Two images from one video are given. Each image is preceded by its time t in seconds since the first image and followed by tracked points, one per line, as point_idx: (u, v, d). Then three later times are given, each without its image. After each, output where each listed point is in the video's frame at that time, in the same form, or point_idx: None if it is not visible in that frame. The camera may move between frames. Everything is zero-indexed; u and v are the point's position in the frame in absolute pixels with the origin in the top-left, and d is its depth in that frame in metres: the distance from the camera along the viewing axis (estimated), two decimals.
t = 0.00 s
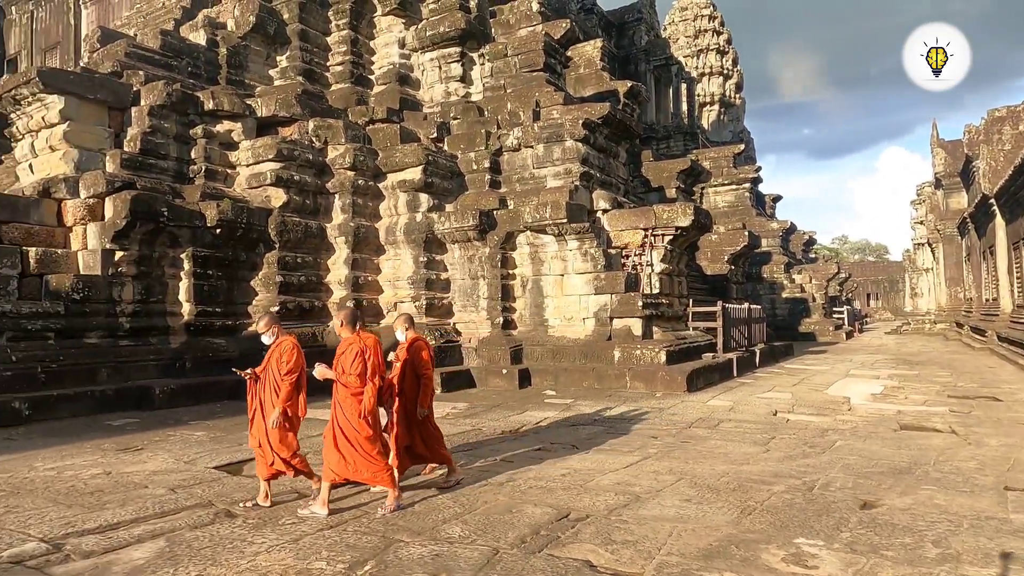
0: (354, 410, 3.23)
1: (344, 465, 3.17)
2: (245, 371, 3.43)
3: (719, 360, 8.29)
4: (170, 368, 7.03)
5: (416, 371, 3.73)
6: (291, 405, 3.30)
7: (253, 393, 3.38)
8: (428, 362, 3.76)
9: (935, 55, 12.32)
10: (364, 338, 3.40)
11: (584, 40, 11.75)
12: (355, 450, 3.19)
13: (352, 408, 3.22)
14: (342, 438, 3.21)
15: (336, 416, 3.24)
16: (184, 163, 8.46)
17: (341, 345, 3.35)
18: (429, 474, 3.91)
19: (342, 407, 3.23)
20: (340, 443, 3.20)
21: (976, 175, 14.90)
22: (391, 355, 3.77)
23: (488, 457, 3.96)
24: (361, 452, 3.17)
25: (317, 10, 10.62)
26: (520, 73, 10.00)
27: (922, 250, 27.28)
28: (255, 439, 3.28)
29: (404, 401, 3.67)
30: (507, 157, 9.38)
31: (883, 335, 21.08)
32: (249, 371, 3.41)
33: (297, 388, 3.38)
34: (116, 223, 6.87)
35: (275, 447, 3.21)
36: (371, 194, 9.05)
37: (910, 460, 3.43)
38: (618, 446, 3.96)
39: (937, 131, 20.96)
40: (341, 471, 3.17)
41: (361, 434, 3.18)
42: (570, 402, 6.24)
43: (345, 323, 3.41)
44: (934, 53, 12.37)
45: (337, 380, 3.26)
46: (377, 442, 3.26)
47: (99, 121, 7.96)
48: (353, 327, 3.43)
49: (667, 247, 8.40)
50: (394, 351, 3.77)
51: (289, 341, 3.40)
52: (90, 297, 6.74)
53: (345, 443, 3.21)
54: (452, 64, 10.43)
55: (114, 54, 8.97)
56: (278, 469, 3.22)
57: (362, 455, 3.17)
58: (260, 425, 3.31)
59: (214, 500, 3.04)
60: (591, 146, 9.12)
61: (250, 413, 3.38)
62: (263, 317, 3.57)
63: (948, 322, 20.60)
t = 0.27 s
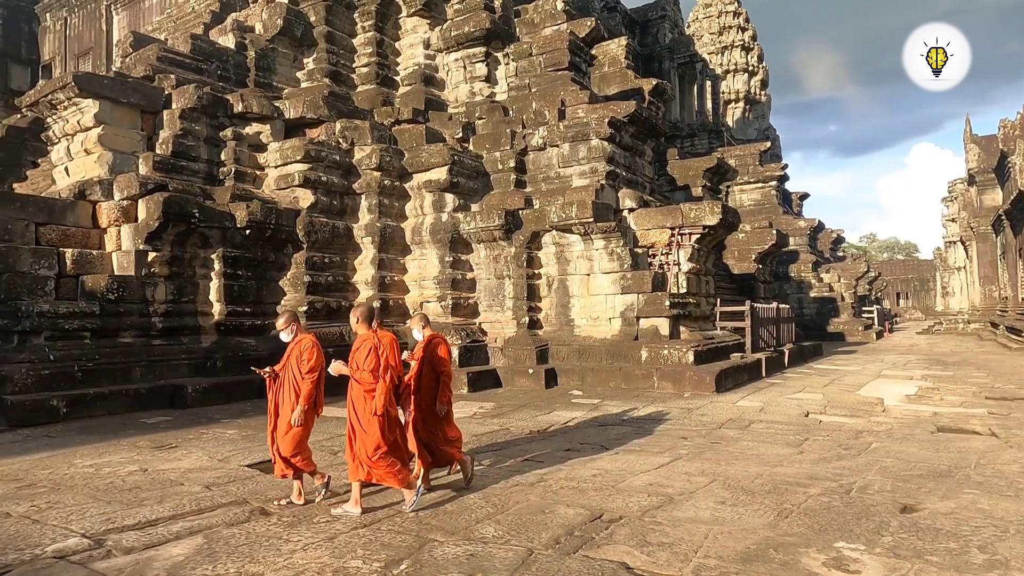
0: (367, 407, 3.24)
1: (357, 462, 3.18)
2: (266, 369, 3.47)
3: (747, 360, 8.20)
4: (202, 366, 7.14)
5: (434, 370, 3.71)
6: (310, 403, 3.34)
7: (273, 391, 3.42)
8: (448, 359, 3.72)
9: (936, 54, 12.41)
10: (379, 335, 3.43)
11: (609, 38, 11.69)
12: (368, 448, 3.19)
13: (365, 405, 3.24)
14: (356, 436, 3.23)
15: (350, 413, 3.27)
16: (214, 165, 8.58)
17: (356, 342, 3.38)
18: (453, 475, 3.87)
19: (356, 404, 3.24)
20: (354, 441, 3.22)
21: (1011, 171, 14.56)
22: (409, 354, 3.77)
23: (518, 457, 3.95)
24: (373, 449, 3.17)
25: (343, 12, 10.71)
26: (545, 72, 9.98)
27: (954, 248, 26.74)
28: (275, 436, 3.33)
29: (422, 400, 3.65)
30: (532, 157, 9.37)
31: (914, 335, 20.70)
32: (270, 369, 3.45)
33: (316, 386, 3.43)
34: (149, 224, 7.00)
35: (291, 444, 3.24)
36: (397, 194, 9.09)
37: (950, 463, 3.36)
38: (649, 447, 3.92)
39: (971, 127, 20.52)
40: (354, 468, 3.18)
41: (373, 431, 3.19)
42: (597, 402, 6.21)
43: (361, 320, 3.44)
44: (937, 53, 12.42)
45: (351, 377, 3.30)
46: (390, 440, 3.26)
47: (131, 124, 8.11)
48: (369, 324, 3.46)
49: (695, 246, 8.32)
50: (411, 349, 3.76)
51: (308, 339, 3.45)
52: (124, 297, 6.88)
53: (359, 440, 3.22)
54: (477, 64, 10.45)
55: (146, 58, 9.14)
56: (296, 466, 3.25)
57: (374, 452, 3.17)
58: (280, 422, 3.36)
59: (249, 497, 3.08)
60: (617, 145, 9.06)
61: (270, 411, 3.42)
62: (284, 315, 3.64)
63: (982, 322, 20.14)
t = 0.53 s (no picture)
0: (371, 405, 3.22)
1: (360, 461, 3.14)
2: (272, 369, 3.42)
3: (763, 360, 8.14)
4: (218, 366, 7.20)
5: (441, 370, 3.70)
6: (318, 403, 3.28)
7: (280, 392, 3.36)
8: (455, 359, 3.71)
9: (933, 55, 12.50)
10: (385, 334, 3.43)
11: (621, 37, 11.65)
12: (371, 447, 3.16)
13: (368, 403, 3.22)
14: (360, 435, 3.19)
15: (354, 411, 3.25)
16: (230, 166, 8.62)
17: (362, 341, 3.38)
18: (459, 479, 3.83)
19: (360, 402, 3.23)
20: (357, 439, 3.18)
21: None
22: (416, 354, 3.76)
23: (535, 456, 3.94)
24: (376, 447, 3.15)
25: (356, 13, 10.74)
26: (558, 72, 9.96)
27: (970, 247, 26.46)
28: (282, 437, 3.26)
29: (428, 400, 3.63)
30: (545, 156, 9.36)
31: (930, 334, 20.51)
32: (276, 370, 3.39)
33: (323, 387, 3.37)
34: (166, 225, 7.05)
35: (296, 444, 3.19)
36: (410, 194, 9.10)
37: (973, 464, 3.32)
38: (666, 448, 3.90)
39: (987, 124, 20.30)
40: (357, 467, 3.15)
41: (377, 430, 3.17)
42: (612, 402, 6.18)
43: (366, 319, 3.45)
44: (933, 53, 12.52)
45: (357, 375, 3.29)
46: (393, 439, 3.24)
47: (148, 126, 8.17)
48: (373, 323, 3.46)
49: (709, 245, 8.28)
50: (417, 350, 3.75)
51: (314, 339, 3.41)
52: (141, 297, 6.93)
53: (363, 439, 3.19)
54: (490, 64, 10.45)
55: (162, 60, 9.21)
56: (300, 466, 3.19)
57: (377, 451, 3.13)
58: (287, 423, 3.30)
59: (269, 497, 3.09)
60: (631, 144, 9.03)
61: (277, 411, 3.36)
62: (290, 315, 3.66)
63: (999, 322, 19.93)
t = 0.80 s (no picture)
0: (378, 406, 3.22)
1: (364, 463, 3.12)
2: (275, 372, 3.37)
3: (776, 360, 8.10)
4: (232, 366, 7.25)
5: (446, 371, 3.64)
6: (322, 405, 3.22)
7: (284, 395, 3.32)
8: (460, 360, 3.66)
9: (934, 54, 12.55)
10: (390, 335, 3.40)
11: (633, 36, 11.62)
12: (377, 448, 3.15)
13: (375, 405, 3.21)
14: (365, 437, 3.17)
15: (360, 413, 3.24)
16: (243, 167, 8.67)
17: (366, 342, 3.35)
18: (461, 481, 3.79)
19: (366, 403, 3.22)
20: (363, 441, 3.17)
21: None
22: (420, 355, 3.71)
23: (550, 456, 3.93)
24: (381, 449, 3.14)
25: (368, 14, 10.76)
26: (569, 71, 9.95)
27: (983, 246, 26.23)
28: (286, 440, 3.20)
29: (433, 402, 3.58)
30: (557, 156, 9.35)
31: (943, 335, 20.33)
32: (279, 373, 3.35)
33: (328, 389, 3.31)
34: (180, 226, 7.10)
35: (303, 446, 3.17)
36: (422, 195, 9.11)
37: (994, 466, 3.29)
38: (682, 448, 3.89)
39: (1001, 122, 20.11)
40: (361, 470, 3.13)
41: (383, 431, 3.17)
42: (626, 402, 6.16)
43: (370, 321, 3.41)
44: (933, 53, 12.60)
45: (363, 376, 3.27)
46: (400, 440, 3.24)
47: (162, 127, 8.22)
48: (378, 324, 3.44)
49: (722, 245, 8.23)
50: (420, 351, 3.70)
51: (317, 342, 3.35)
52: (156, 297, 6.98)
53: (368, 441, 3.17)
54: (501, 64, 10.46)
55: (176, 62, 9.27)
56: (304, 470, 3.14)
57: (381, 453, 3.11)
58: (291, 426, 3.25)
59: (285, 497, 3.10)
60: (643, 143, 9.01)
61: (282, 415, 3.32)
62: (294, 317, 3.65)
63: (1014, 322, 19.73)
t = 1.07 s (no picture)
0: (382, 410, 3.21)
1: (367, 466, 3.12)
2: (277, 373, 3.36)
3: (790, 360, 8.05)
4: (246, 365, 7.30)
5: (450, 374, 3.60)
6: (325, 408, 3.22)
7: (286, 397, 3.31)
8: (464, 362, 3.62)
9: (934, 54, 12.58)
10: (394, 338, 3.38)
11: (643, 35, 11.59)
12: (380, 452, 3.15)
13: (379, 410, 3.21)
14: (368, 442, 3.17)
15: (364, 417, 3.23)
16: (256, 168, 8.71)
17: (371, 346, 3.34)
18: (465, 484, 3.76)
19: (370, 407, 3.21)
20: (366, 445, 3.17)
21: None
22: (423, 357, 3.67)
23: (566, 455, 3.92)
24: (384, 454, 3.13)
25: (379, 14, 10.79)
26: (580, 71, 9.93)
27: (996, 245, 26.00)
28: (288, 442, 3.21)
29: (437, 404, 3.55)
30: (568, 156, 9.34)
31: (957, 334, 20.17)
32: (281, 374, 3.34)
33: (329, 392, 3.29)
34: (194, 226, 7.14)
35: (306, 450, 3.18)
36: (434, 195, 9.12)
37: (1014, 466, 3.26)
38: (698, 448, 3.88)
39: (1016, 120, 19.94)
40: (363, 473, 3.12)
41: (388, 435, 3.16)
42: (639, 402, 6.14)
43: (374, 324, 3.38)
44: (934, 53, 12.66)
45: (368, 380, 3.27)
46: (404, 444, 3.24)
47: (176, 128, 8.27)
48: (382, 328, 3.42)
49: (735, 244, 8.20)
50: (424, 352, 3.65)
51: (318, 344, 3.34)
52: (171, 297, 7.03)
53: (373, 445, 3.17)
54: (512, 64, 10.46)
55: (190, 63, 9.32)
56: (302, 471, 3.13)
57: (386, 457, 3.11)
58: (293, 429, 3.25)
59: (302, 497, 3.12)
60: (655, 143, 8.98)
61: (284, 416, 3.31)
62: (296, 316, 3.56)
63: None
